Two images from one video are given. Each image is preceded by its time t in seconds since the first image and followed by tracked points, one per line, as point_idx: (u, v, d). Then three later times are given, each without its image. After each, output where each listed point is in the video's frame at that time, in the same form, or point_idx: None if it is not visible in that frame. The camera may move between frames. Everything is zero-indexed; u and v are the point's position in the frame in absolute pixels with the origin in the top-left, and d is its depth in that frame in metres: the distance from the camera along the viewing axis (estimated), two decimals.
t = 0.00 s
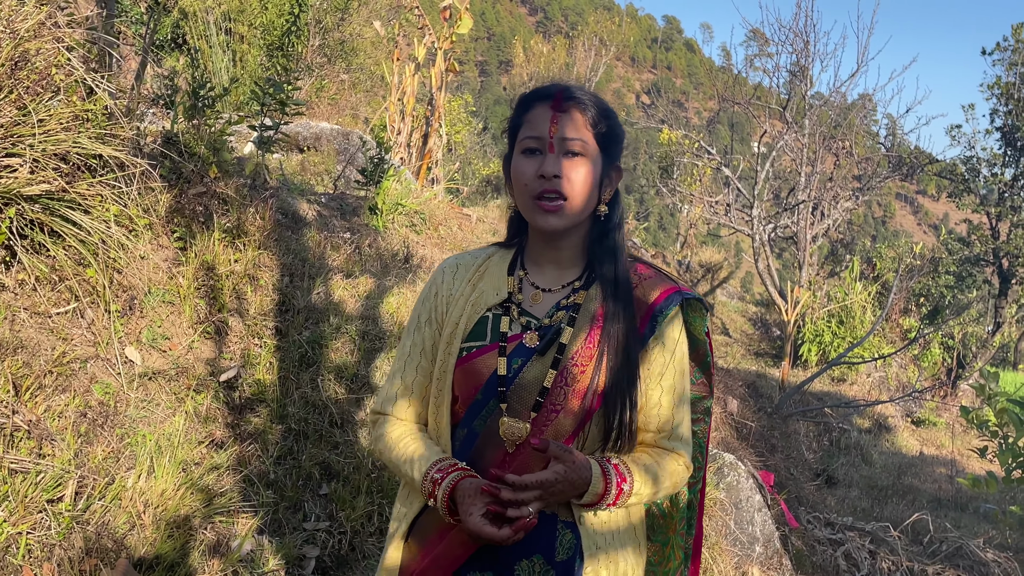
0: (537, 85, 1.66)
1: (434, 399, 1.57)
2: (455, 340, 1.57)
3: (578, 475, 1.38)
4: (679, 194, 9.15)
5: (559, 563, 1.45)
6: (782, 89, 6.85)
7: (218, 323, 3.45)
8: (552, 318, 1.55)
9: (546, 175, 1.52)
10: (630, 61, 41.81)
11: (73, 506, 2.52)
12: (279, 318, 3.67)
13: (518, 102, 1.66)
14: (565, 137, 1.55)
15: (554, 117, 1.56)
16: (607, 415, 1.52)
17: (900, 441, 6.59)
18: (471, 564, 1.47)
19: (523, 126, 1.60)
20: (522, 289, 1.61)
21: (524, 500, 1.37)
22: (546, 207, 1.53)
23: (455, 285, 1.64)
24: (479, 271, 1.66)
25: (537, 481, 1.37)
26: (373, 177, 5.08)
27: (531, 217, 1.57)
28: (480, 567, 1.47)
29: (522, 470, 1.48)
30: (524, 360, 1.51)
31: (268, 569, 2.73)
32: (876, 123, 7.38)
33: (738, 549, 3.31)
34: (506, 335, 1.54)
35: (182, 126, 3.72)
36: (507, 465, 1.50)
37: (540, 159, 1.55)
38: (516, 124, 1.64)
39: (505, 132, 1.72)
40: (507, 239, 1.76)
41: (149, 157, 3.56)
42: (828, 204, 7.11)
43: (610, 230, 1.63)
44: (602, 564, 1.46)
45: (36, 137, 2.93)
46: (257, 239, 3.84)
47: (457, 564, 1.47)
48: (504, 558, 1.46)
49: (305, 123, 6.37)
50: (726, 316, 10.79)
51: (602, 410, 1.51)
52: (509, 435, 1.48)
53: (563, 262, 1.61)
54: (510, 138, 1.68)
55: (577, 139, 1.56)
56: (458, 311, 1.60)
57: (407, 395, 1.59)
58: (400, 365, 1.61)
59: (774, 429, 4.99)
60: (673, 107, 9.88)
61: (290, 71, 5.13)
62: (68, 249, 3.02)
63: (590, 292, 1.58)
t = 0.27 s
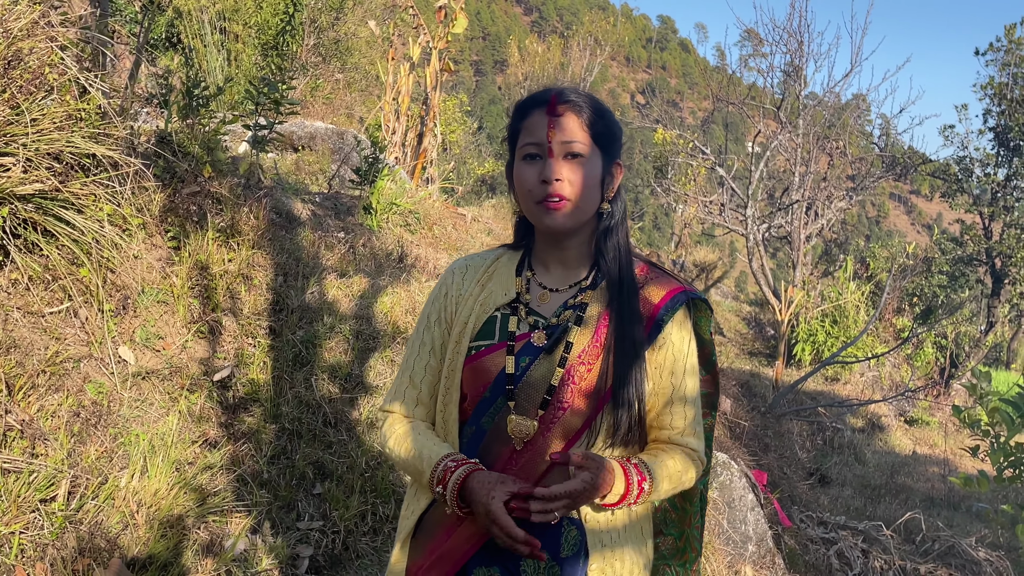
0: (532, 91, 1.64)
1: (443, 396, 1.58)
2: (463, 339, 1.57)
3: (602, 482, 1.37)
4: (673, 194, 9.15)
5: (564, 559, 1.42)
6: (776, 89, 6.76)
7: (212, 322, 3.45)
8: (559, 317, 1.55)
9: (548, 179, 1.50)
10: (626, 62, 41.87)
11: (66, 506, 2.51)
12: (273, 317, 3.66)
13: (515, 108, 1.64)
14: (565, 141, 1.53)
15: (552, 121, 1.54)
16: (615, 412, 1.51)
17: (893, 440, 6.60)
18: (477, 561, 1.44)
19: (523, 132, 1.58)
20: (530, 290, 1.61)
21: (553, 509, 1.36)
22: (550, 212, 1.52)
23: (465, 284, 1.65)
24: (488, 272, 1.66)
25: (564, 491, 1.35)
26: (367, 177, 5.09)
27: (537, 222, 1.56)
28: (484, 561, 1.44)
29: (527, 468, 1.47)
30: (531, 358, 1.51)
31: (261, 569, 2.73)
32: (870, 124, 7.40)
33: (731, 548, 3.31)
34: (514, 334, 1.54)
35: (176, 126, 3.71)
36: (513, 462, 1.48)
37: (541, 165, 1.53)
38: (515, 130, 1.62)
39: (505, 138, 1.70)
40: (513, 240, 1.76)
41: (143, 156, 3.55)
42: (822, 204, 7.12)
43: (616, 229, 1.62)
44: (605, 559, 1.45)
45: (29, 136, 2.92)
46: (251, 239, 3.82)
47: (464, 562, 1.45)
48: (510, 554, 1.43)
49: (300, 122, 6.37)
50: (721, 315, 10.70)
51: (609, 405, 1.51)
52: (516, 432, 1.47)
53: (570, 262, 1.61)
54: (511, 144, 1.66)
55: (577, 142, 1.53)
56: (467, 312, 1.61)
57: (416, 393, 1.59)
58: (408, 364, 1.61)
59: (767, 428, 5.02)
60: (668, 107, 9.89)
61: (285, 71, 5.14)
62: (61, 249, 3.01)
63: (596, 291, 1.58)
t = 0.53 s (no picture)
0: (518, 108, 1.68)
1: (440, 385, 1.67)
2: (460, 332, 1.66)
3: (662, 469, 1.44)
4: (656, 200, 9.36)
5: (552, 541, 1.46)
6: (755, 100, 7.04)
7: (223, 320, 3.64)
8: (549, 312, 1.61)
9: (533, 196, 1.56)
10: (613, 72, 42.47)
11: (85, 493, 2.69)
12: (281, 315, 3.85)
13: (503, 126, 1.69)
14: (549, 157, 1.57)
15: (535, 139, 1.58)
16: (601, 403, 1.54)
17: (865, 430, 6.84)
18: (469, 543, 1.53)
19: (509, 149, 1.63)
20: (523, 288, 1.68)
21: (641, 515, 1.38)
22: (537, 225, 1.58)
23: (463, 283, 1.74)
24: (484, 272, 1.75)
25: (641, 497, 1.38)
26: (371, 183, 5.29)
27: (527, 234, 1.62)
28: (476, 543, 1.52)
29: (516, 455, 1.51)
30: (522, 350, 1.57)
31: (269, 551, 2.91)
32: (843, 133, 7.68)
33: (711, 532, 3.52)
34: (506, 328, 1.61)
35: (188, 134, 3.89)
36: (501, 450, 1.53)
37: (526, 181, 1.59)
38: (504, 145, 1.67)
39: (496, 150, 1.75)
40: (511, 244, 1.83)
41: (157, 163, 3.76)
42: (797, 209, 7.38)
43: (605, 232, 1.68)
44: (593, 545, 1.49)
45: (50, 144, 3.09)
46: (260, 241, 4.02)
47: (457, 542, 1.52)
48: (501, 536, 1.49)
49: (308, 132, 6.57)
50: (702, 313, 10.85)
51: (596, 396, 1.56)
52: (506, 419, 1.53)
53: (561, 265, 1.67)
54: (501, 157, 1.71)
55: (560, 158, 1.58)
56: (464, 308, 1.69)
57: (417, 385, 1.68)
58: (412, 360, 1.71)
59: (746, 419, 5.31)
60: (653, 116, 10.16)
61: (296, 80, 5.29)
62: (80, 251, 3.20)
63: (585, 290, 1.63)
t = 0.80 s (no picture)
0: (504, 124, 1.90)
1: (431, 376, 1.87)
2: (449, 328, 1.88)
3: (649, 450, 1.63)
4: (638, 207, 9.89)
5: (531, 518, 1.64)
6: (726, 117, 7.52)
7: (245, 316, 4.02)
8: (530, 310, 1.82)
9: (515, 204, 1.77)
10: (597, 90, 43.50)
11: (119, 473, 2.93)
12: (297, 312, 4.28)
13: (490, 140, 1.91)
14: (528, 169, 1.78)
15: (515, 153, 1.79)
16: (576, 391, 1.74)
17: (825, 415, 7.39)
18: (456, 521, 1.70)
19: (493, 162, 1.84)
20: (506, 289, 1.91)
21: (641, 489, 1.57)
22: (518, 231, 1.79)
23: (452, 286, 1.98)
24: (472, 274, 2.01)
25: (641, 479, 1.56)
26: (378, 193, 5.68)
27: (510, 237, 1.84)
28: (462, 521, 1.69)
29: (498, 439, 1.69)
30: (505, 344, 1.78)
31: (288, 524, 3.23)
32: (806, 147, 8.22)
33: (687, 507, 3.99)
34: (491, 324, 1.82)
35: (214, 148, 4.28)
36: (485, 434, 1.71)
37: (508, 190, 1.80)
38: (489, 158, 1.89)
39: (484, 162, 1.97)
40: (497, 250, 2.09)
41: (185, 174, 4.10)
42: (765, 216, 7.87)
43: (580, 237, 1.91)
44: (568, 519, 1.68)
45: (88, 157, 3.40)
46: (279, 245, 4.47)
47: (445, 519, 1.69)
48: (486, 513, 1.66)
49: (321, 146, 7.02)
50: (680, 310, 11.42)
51: (573, 385, 1.74)
52: (490, 407, 1.71)
53: (542, 267, 1.90)
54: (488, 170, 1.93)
55: (538, 169, 1.78)
56: (454, 307, 1.92)
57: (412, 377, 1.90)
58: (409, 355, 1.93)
59: (718, 406, 5.92)
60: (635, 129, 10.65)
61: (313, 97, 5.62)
62: (115, 254, 3.53)
63: (563, 290, 1.85)
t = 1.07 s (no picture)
0: (480, 121, 1.90)
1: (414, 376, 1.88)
2: (429, 328, 1.87)
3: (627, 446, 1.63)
4: (633, 207, 9.94)
5: (516, 519, 1.65)
6: (721, 117, 7.58)
7: (243, 315, 4.05)
8: (511, 309, 1.81)
9: (492, 200, 1.77)
10: (594, 90, 43.73)
11: (117, 472, 2.94)
12: (295, 311, 4.30)
13: (466, 138, 1.91)
14: (505, 165, 1.78)
15: (492, 149, 1.79)
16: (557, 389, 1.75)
17: (819, 413, 7.44)
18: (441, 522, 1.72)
19: (470, 159, 1.84)
20: (486, 288, 1.89)
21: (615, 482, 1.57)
22: (496, 227, 1.79)
23: (432, 284, 1.96)
24: (450, 274, 1.98)
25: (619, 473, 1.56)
26: (376, 192, 5.70)
27: (489, 235, 1.84)
28: (446, 522, 1.72)
29: (482, 439, 1.70)
30: (486, 343, 1.77)
31: (285, 522, 3.25)
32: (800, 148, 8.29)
33: (682, 505, 4.02)
34: (472, 324, 1.81)
35: (212, 148, 4.31)
36: (469, 434, 1.72)
37: (485, 187, 1.80)
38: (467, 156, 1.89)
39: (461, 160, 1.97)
40: (476, 248, 2.07)
41: (183, 174, 4.12)
42: (760, 216, 7.91)
43: (558, 235, 1.91)
44: (553, 517, 1.70)
45: (86, 157, 3.42)
46: (276, 245, 4.50)
47: (432, 519, 1.72)
48: (470, 514, 1.68)
49: (319, 146, 7.06)
50: (675, 310, 11.48)
51: (555, 384, 1.74)
52: (473, 408, 1.72)
53: (522, 266, 1.89)
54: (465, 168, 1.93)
55: (515, 165, 1.78)
56: (433, 307, 1.91)
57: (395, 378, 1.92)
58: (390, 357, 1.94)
59: (713, 404, 5.93)
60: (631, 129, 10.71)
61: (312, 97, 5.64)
62: (113, 253, 3.55)
63: (543, 288, 1.84)
